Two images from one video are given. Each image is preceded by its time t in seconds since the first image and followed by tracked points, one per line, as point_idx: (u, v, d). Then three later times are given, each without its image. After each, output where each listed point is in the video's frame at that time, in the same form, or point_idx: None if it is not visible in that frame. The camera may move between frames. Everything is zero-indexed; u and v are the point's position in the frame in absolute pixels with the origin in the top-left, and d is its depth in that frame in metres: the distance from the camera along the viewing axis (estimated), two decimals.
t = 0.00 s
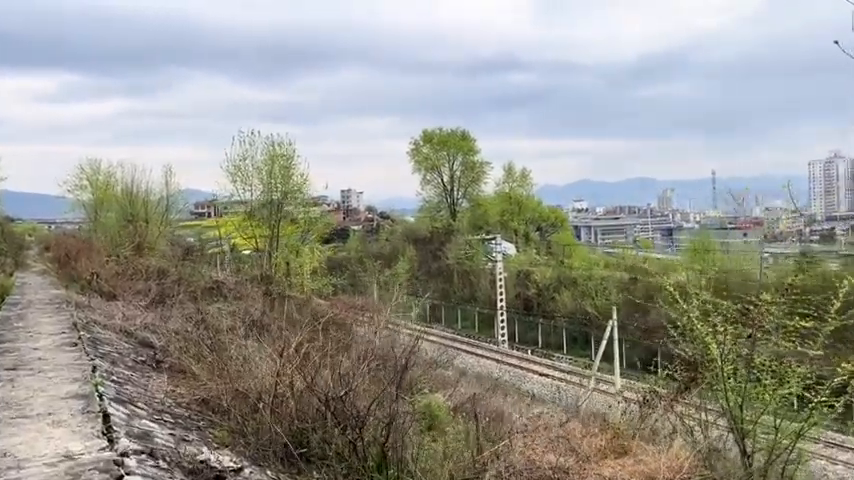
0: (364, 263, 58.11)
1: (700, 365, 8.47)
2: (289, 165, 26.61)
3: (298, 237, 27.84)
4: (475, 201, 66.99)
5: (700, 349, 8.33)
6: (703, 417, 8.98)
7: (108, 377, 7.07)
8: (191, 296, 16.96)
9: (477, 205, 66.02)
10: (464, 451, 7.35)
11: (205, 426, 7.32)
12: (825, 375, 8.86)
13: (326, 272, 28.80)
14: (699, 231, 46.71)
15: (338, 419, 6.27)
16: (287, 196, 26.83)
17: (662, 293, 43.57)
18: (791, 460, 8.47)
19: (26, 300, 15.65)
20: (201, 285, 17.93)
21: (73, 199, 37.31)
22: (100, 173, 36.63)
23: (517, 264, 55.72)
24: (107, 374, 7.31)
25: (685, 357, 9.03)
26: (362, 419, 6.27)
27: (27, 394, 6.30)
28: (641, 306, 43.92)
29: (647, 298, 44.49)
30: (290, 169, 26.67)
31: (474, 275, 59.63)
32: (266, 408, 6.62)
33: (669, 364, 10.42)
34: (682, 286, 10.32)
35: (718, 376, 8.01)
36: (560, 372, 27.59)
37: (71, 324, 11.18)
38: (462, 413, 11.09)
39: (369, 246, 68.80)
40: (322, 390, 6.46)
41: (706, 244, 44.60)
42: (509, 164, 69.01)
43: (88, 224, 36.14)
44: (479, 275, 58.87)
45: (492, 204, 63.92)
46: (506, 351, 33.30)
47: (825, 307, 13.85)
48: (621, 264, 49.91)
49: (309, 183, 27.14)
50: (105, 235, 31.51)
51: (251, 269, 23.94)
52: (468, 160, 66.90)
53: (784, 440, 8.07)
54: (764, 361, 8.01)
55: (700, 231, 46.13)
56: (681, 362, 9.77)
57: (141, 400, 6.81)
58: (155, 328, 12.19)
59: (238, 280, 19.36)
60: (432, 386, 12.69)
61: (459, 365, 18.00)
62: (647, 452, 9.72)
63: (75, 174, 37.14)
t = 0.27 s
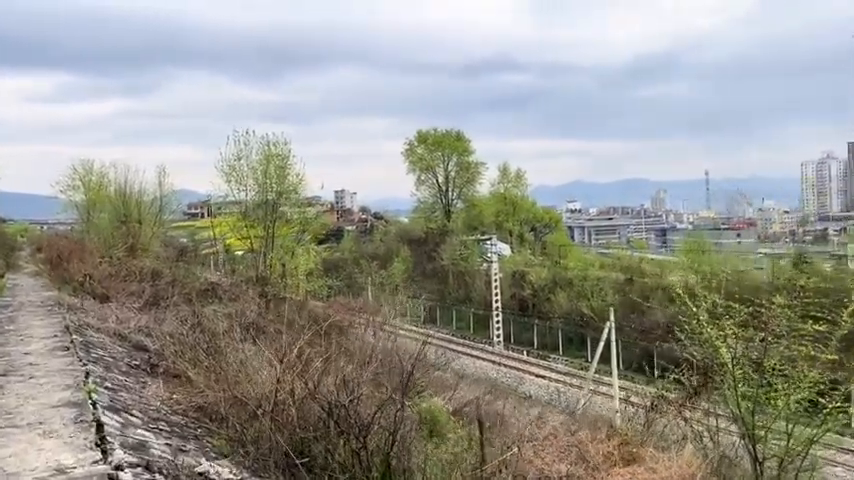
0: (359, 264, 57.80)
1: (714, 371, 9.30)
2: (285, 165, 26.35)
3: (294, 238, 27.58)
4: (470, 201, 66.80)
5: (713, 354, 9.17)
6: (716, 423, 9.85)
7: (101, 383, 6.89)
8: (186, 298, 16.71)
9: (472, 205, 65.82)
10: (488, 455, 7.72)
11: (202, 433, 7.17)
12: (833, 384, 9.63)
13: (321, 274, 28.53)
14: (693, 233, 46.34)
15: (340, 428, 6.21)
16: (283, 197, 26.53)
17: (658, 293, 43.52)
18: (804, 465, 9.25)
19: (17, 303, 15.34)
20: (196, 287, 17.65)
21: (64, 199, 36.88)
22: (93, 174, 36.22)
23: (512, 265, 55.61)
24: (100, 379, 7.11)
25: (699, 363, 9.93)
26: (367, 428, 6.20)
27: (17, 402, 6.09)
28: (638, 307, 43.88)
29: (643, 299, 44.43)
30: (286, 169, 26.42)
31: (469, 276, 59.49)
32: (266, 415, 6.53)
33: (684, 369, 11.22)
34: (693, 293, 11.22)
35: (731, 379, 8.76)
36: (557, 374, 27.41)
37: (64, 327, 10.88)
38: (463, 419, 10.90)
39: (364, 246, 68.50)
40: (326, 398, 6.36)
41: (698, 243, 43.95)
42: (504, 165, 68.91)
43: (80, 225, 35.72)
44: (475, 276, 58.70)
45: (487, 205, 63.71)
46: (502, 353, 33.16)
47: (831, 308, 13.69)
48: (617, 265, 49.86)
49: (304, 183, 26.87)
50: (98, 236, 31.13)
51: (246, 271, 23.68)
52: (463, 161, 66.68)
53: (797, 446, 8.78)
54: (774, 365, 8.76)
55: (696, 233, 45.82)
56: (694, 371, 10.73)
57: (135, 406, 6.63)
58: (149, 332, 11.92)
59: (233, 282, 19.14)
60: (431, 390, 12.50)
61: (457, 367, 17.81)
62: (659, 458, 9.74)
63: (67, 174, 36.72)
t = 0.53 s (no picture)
0: (354, 264, 57.54)
1: (724, 375, 9.54)
2: (281, 164, 26.12)
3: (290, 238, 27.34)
4: (466, 201, 66.66)
5: (723, 357, 9.41)
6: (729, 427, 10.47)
7: (97, 387, 6.77)
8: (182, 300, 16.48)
9: (467, 206, 65.66)
10: (494, 462, 7.83)
11: (201, 441, 7.08)
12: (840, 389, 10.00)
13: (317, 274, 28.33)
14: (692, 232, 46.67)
15: (345, 436, 6.20)
16: (279, 197, 26.30)
17: (654, 294, 43.48)
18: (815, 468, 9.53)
19: (9, 305, 15.04)
20: (191, 288, 17.44)
21: (57, 199, 36.53)
22: (86, 173, 35.88)
23: (508, 265, 55.50)
24: (95, 383, 6.97)
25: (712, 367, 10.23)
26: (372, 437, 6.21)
27: (8, 409, 5.93)
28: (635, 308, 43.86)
29: (639, 299, 44.38)
30: (282, 168, 26.18)
31: (465, 276, 59.36)
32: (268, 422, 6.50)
33: (704, 376, 11.58)
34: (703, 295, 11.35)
35: (739, 383, 8.97)
36: (554, 374, 27.29)
37: (57, 329, 10.65)
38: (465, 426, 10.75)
39: (359, 247, 68.26)
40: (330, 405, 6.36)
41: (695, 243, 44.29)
42: (499, 165, 68.82)
43: (73, 225, 35.40)
44: (470, 276, 58.59)
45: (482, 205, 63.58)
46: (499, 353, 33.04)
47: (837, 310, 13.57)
48: (612, 265, 49.77)
49: (301, 183, 26.60)
50: (92, 236, 30.83)
51: (242, 272, 23.48)
52: (458, 161, 66.52)
53: (807, 450, 8.88)
54: (784, 370, 8.92)
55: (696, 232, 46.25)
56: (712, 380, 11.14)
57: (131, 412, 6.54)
58: (144, 334, 11.72)
59: (230, 282, 18.94)
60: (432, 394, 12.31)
61: (457, 370, 17.64)
62: (669, 466, 9.58)
63: (60, 173, 36.37)
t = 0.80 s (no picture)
0: (351, 264, 57.27)
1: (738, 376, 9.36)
2: (279, 163, 25.87)
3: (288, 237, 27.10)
4: (463, 201, 66.45)
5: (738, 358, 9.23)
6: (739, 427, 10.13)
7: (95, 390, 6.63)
8: (179, 300, 16.23)
9: (464, 205, 65.46)
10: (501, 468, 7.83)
11: (202, 445, 7.02)
12: None
13: (315, 274, 28.11)
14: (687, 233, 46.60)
15: (354, 443, 6.23)
16: (277, 196, 26.06)
17: (653, 294, 43.35)
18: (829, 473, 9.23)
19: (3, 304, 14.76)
20: (189, 287, 17.23)
21: (53, 197, 36.18)
22: (81, 172, 35.54)
23: (505, 265, 55.33)
24: (93, 386, 6.82)
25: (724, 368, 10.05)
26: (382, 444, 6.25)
27: (2, 415, 5.83)
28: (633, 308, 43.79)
29: (638, 299, 44.23)
30: (280, 167, 25.93)
31: (462, 276, 59.22)
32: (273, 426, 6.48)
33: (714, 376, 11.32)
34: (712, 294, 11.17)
35: (753, 384, 8.80)
36: (552, 375, 27.07)
37: (52, 330, 10.44)
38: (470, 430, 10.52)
39: (356, 246, 67.99)
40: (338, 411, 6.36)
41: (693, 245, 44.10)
42: (497, 164, 68.63)
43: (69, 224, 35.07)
44: (468, 276, 58.43)
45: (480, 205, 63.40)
46: (497, 354, 32.91)
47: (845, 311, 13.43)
48: (610, 264, 49.62)
49: (300, 181, 26.35)
50: (87, 235, 30.53)
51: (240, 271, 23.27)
52: (456, 160, 66.29)
53: (821, 454, 8.75)
54: (798, 372, 8.77)
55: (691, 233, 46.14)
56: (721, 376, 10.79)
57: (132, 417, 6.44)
58: (142, 335, 11.52)
59: (228, 282, 18.74)
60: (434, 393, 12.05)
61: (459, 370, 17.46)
62: (681, 471, 9.62)
63: (55, 172, 36.04)
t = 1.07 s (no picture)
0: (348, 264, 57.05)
1: (752, 383, 9.34)
2: (278, 162, 25.68)
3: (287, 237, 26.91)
4: (461, 201, 66.30)
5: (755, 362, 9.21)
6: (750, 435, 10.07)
7: (94, 397, 6.50)
8: (177, 301, 16.01)
9: (462, 205, 65.32)
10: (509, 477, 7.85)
11: (204, 453, 6.96)
12: None
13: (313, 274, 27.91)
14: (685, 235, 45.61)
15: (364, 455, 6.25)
16: (276, 195, 25.86)
17: (652, 295, 43.27)
18: None
19: None
20: (186, 288, 17.03)
21: (48, 196, 35.90)
22: (77, 170, 35.28)
23: (504, 265, 55.21)
24: (91, 392, 6.67)
25: (737, 376, 10.05)
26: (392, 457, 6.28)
27: None
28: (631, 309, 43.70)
29: (636, 300, 44.13)
30: (279, 166, 25.74)
31: (460, 276, 59.08)
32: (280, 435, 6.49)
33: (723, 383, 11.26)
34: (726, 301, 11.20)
35: (767, 391, 8.77)
36: (552, 377, 26.92)
37: (48, 332, 10.24)
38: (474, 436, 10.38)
39: (353, 246, 67.75)
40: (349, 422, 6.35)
41: (693, 246, 43.05)
42: (494, 164, 68.55)
43: (64, 223, 34.78)
44: (466, 276, 58.27)
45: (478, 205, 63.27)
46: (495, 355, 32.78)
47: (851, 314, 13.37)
48: (609, 266, 49.51)
49: (299, 181, 26.15)
50: (83, 234, 30.25)
51: (238, 272, 23.08)
52: (454, 160, 66.14)
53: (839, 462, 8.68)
54: (815, 378, 8.76)
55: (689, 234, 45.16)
56: (733, 383, 10.82)
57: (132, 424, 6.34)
58: (139, 336, 11.33)
59: (226, 282, 18.57)
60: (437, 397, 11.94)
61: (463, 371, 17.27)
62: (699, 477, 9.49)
63: (51, 170, 35.76)
